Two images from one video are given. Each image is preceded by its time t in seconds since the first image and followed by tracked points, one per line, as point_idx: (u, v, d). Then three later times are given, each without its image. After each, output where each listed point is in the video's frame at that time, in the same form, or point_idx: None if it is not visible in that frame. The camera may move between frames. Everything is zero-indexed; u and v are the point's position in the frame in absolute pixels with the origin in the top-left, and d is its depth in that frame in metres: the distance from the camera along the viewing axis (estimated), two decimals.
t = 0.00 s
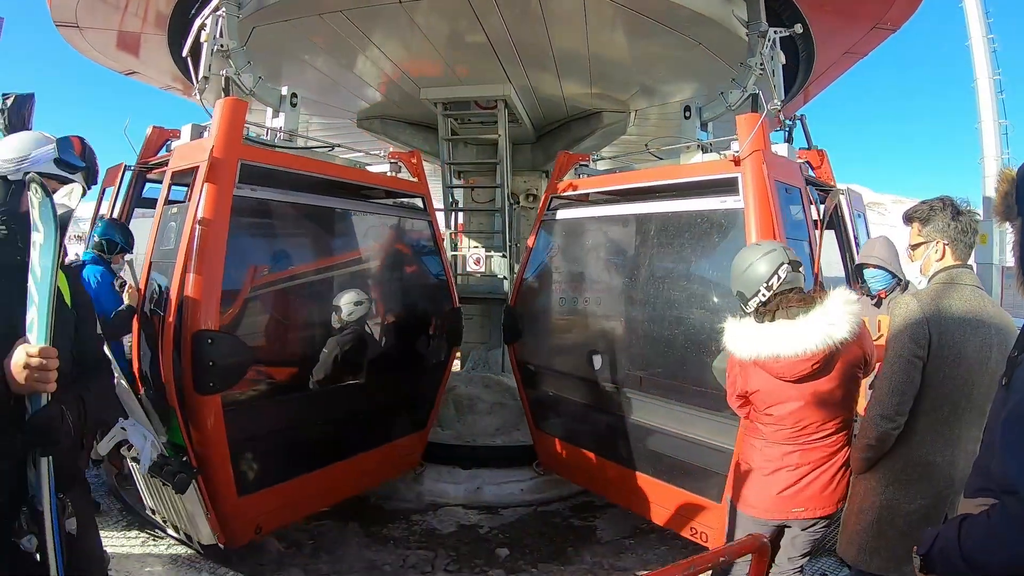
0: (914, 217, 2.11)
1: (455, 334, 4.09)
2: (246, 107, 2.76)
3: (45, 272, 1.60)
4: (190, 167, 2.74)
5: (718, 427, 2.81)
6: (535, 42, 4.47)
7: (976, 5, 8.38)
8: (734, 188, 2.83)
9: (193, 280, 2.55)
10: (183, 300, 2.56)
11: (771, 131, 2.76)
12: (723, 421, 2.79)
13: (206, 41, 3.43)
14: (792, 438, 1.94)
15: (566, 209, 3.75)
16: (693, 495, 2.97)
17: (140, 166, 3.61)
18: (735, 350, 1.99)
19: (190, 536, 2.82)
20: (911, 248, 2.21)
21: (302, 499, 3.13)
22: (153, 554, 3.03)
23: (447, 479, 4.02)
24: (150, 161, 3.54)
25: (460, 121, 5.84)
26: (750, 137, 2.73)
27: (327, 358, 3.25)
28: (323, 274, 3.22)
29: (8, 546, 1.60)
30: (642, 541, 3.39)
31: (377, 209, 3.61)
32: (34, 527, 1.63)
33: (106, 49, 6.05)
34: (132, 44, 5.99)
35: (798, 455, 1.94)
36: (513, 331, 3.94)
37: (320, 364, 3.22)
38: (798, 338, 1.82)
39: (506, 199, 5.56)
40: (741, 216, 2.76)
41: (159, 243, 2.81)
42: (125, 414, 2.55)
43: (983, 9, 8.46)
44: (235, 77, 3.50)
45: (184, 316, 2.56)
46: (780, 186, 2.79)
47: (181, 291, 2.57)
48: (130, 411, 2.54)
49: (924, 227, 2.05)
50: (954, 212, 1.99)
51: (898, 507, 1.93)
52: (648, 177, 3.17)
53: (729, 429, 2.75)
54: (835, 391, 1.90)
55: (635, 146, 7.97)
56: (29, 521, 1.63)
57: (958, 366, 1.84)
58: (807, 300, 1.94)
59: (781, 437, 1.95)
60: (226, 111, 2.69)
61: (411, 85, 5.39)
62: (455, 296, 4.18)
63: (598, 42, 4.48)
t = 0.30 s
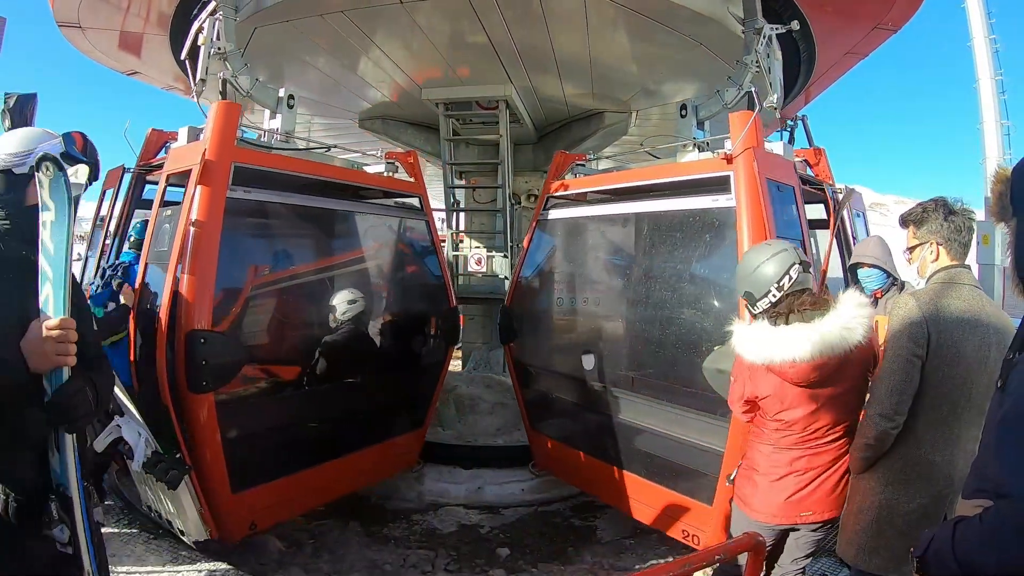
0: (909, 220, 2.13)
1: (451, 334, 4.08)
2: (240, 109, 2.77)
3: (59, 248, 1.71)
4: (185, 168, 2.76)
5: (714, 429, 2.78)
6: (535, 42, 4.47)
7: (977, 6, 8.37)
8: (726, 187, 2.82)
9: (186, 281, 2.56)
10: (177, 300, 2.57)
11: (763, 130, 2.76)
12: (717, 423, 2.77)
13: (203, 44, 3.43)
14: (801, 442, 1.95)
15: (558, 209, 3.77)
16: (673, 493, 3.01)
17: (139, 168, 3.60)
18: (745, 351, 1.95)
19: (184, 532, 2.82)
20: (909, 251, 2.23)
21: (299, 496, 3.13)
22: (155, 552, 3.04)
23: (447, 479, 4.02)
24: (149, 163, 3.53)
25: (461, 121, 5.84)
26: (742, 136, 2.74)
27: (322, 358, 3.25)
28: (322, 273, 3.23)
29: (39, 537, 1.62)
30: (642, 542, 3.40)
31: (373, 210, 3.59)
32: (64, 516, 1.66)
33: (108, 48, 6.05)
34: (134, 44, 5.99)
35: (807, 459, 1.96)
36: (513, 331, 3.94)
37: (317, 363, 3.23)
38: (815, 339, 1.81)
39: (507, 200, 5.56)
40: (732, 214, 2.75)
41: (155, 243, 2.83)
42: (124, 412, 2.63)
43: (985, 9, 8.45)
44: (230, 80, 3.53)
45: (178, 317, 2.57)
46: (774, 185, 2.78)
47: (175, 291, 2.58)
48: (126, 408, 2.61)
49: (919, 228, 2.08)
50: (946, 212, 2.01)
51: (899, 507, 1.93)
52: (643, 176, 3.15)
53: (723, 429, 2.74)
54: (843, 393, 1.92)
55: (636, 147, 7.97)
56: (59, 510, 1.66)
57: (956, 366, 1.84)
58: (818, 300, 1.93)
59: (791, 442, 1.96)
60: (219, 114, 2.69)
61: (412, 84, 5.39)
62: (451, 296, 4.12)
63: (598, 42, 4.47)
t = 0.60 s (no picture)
0: (900, 222, 2.14)
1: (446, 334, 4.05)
2: (231, 110, 2.77)
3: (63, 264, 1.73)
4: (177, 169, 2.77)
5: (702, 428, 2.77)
6: (534, 42, 4.47)
7: (977, 6, 8.36)
8: (713, 184, 2.81)
9: (176, 281, 2.56)
10: (167, 298, 2.58)
11: (752, 126, 2.75)
12: (707, 424, 2.75)
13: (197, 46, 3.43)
14: (804, 444, 1.98)
15: (548, 208, 3.79)
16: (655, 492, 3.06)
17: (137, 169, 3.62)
18: (754, 347, 1.95)
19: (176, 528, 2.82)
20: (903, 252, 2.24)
21: (292, 490, 3.17)
22: (152, 550, 3.05)
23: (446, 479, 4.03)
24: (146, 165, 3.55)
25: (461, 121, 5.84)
26: (730, 132, 2.72)
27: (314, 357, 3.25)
28: (323, 271, 3.27)
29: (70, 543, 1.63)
30: (640, 541, 3.40)
31: (367, 210, 3.58)
32: (91, 526, 1.70)
33: (109, 48, 6.06)
34: (135, 44, 6.01)
35: (809, 460, 1.98)
36: (511, 330, 3.94)
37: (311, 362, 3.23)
38: (829, 344, 1.84)
39: (506, 200, 5.57)
40: (721, 213, 2.73)
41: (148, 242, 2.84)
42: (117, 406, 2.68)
43: (986, 10, 8.44)
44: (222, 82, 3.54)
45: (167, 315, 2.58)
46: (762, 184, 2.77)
47: (166, 290, 2.59)
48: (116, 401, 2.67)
49: (911, 229, 2.10)
50: (937, 212, 2.03)
51: (896, 507, 1.92)
52: (632, 174, 3.12)
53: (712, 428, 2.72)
54: (845, 395, 1.96)
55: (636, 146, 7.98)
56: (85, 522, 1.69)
57: (953, 366, 1.84)
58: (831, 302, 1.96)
59: (794, 444, 1.98)
60: (210, 117, 2.69)
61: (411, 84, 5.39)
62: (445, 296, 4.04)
63: (596, 43, 4.47)
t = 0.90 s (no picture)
0: (900, 221, 2.14)
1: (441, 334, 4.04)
2: (222, 111, 2.76)
3: (52, 264, 1.84)
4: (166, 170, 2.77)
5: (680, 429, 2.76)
6: (532, 42, 4.46)
7: (977, 6, 8.36)
8: (700, 182, 2.76)
9: (165, 279, 2.55)
10: (156, 296, 2.57)
11: (740, 121, 2.69)
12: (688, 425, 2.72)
13: (191, 48, 3.42)
14: (787, 448, 1.95)
15: (539, 206, 3.80)
16: (633, 488, 3.06)
17: (133, 169, 3.62)
18: (749, 342, 1.89)
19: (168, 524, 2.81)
20: (900, 251, 2.25)
21: (287, 485, 3.17)
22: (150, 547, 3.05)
23: (442, 477, 4.03)
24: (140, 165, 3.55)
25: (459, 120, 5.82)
26: (717, 127, 2.68)
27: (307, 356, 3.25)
28: (326, 269, 3.33)
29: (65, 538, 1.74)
30: (636, 540, 3.40)
31: (360, 209, 3.55)
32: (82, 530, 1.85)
33: (108, 47, 6.06)
34: (135, 42, 6.01)
35: (791, 463, 1.96)
36: (508, 329, 3.93)
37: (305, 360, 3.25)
38: (828, 347, 1.75)
39: (503, 199, 5.56)
40: (705, 209, 2.68)
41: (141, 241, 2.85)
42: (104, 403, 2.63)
43: (985, 10, 8.45)
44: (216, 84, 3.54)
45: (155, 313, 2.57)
46: (748, 180, 2.71)
47: (155, 288, 2.58)
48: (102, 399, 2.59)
49: (911, 228, 2.09)
50: (938, 212, 2.02)
51: (896, 506, 1.91)
52: (622, 172, 3.08)
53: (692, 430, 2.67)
54: (830, 398, 1.92)
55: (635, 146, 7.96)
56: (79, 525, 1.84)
57: (954, 365, 1.83)
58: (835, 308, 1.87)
59: (778, 448, 1.95)
60: (201, 118, 2.69)
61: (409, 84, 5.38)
62: (437, 295, 4.00)
63: (594, 43, 4.47)
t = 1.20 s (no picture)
0: (910, 214, 2.08)
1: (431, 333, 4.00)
2: (206, 109, 2.72)
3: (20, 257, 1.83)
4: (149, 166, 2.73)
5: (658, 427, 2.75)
6: (526, 39, 4.43)
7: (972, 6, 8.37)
8: (684, 176, 2.73)
9: (147, 275, 2.52)
10: (137, 294, 2.53)
11: (724, 116, 2.69)
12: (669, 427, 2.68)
13: (179, 44, 3.38)
14: (768, 446, 1.92)
15: (530, 202, 3.79)
16: (616, 487, 3.06)
17: (120, 166, 3.57)
18: (736, 332, 1.84)
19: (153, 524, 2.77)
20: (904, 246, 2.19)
21: (268, 483, 3.12)
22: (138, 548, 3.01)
23: (434, 477, 4.00)
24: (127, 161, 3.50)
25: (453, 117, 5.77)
26: (703, 120, 2.68)
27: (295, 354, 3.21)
28: (317, 265, 3.32)
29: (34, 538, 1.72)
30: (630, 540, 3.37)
31: (348, 205, 3.51)
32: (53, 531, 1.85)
33: (100, 42, 6.00)
34: (127, 38, 5.94)
35: (770, 462, 1.93)
36: (501, 326, 3.90)
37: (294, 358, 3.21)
38: (815, 338, 1.75)
39: (496, 196, 5.52)
40: (688, 203, 2.65)
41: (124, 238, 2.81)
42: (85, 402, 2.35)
43: (980, 11, 8.46)
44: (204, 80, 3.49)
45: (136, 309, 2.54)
46: (734, 174, 2.67)
47: (137, 286, 2.54)
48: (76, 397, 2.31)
49: (922, 224, 2.03)
50: (952, 211, 1.96)
51: (903, 510, 1.91)
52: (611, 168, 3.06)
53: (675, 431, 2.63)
54: (808, 392, 1.91)
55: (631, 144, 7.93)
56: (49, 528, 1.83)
57: (962, 364, 1.80)
58: (814, 297, 1.86)
59: (759, 447, 1.91)
60: (185, 115, 2.64)
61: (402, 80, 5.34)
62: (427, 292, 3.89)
63: (589, 40, 4.44)
